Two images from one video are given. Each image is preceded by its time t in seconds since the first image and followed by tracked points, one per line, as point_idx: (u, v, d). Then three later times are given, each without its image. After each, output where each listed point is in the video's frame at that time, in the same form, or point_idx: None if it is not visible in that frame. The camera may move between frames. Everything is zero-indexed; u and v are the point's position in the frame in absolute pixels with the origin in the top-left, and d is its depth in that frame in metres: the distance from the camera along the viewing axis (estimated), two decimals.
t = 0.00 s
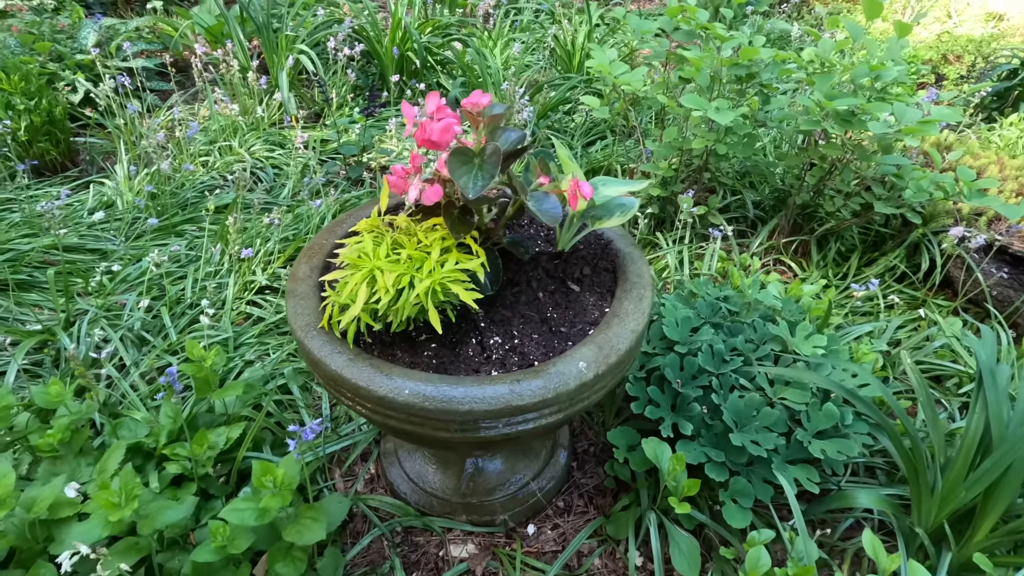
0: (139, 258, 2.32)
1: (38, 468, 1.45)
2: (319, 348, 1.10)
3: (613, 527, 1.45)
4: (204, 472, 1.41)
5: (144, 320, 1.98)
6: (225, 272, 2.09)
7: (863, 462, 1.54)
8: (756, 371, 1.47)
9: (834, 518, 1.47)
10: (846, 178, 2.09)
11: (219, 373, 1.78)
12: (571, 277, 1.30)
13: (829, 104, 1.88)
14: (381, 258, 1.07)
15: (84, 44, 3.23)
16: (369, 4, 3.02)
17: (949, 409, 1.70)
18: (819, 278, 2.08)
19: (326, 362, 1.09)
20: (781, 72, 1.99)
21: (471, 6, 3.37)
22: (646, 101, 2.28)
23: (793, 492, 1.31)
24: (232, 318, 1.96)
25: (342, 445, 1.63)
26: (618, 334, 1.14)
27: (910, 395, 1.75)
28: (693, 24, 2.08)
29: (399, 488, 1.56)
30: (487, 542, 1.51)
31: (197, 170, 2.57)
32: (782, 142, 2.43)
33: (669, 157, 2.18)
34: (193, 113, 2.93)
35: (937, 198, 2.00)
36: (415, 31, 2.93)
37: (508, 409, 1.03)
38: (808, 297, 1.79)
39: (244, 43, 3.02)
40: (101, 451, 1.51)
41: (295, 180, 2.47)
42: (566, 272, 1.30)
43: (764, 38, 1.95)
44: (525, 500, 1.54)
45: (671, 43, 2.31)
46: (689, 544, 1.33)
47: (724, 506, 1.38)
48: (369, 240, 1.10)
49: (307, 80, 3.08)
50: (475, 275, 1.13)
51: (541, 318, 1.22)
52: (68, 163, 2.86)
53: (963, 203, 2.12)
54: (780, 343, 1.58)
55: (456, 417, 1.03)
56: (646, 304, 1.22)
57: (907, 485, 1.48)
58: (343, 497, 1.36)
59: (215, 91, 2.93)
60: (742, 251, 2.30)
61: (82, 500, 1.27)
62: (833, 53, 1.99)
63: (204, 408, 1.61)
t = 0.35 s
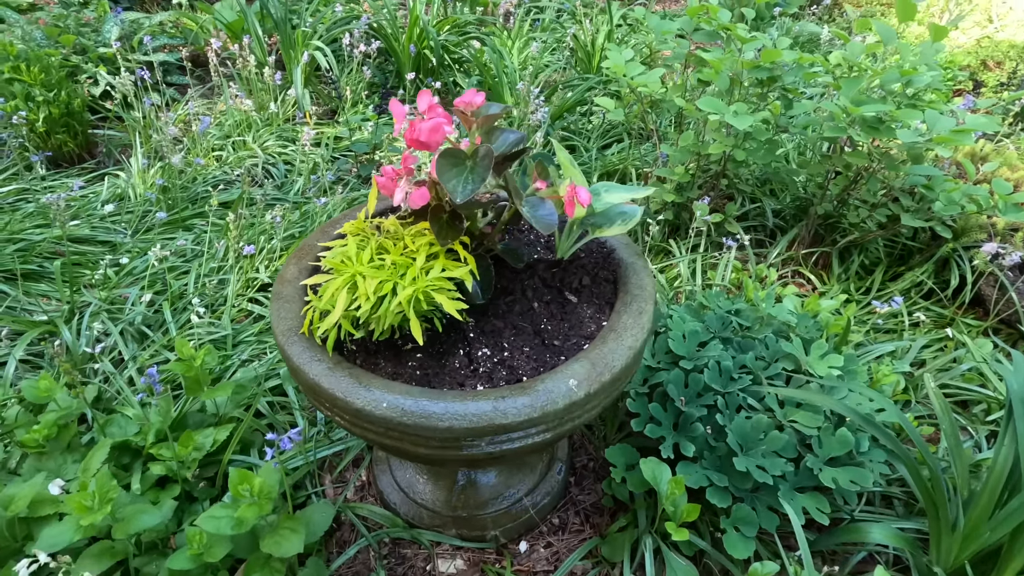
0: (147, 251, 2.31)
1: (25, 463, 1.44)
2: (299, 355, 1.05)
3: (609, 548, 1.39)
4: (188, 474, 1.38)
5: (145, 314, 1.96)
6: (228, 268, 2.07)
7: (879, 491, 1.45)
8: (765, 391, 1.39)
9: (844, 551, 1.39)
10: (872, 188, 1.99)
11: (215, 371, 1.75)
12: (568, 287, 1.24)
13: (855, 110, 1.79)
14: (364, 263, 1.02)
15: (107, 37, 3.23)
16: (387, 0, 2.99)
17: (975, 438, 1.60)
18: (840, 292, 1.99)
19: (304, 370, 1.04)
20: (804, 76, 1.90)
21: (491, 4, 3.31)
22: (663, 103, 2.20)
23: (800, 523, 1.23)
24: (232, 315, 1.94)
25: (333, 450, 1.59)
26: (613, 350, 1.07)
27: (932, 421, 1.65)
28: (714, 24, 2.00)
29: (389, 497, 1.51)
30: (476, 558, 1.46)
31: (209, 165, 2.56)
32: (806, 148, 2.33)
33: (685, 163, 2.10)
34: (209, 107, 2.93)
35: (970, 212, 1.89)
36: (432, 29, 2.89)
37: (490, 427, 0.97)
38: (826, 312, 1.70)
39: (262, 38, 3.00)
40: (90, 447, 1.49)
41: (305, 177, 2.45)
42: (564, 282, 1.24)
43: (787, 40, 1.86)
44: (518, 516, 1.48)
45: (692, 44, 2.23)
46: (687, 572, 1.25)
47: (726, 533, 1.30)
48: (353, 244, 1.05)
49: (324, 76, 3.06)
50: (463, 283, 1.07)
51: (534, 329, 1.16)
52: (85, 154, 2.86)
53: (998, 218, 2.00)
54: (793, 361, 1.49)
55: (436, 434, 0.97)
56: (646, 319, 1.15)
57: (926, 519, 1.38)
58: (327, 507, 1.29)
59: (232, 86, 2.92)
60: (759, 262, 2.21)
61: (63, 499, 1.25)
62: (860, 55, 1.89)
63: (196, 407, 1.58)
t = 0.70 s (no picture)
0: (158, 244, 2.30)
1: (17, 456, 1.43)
2: (279, 361, 1.01)
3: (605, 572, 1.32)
4: (175, 475, 1.36)
5: (150, 307, 1.95)
6: (235, 264, 2.05)
7: (899, 526, 1.36)
8: (777, 414, 1.31)
9: None
10: (903, 201, 1.89)
11: (213, 368, 1.72)
12: (568, 297, 1.17)
13: (886, 118, 1.69)
14: (347, 268, 0.97)
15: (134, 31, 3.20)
16: None
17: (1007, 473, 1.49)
18: (864, 309, 1.89)
19: (284, 377, 1.00)
20: (833, 80, 1.80)
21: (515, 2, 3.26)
22: (684, 107, 2.12)
23: (809, 560, 1.15)
24: (235, 312, 1.92)
25: (326, 455, 1.55)
26: (610, 369, 1.01)
27: (960, 452, 1.55)
28: (740, 25, 1.91)
29: (381, 507, 1.47)
30: None
31: (224, 159, 2.55)
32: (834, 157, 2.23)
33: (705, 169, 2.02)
34: (229, 101, 2.92)
35: (1009, 229, 1.77)
36: (453, 26, 2.85)
37: (472, 448, 0.91)
38: (848, 331, 1.61)
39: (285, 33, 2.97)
40: (82, 442, 1.47)
41: (318, 174, 2.42)
42: (563, 292, 1.17)
43: (817, 42, 1.77)
44: (511, 533, 1.43)
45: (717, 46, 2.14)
46: None
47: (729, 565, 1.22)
48: (339, 247, 1.00)
49: (343, 73, 3.03)
50: (452, 291, 1.02)
51: (528, 342, 1.10)
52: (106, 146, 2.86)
53: None
54: (809, 383, 1.41)
55: (415, 451, 0.92)
56: (647, 336, 1.08)
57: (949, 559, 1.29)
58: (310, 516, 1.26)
59: (252, 81, 2.91)
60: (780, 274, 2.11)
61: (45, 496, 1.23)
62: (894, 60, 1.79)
63: (190, 405, 1.56)
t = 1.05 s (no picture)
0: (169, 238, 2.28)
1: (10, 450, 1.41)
2: (261, 368, 0.97)
3: None
4: (164, 477, 1.33)
5: (155, 303, 1.93)
6: (242, 260, 2.03)
7: (918, 563, 1.27)
8: (789, 439, 1.23)
9: None
10: (933, 214, 1.79)
11: (213, 367, 1.70)
12: (568, 310, 1.11)
13: (918, 127, 1.60)
14: (331, 274, 0.93)
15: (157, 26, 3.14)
16: None
17: None
18: (889, 327, 1.79)
19: (265, 385, 0.96)
20: (861, 86, 1.72)
21: (537, 2, 3.20)
22: (704, 111, 2.05)
23: None
24: (239, 309, 1.89)
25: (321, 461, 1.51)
26: (606, 389, 0.95)
27: (986, 483, 1.45)
28: (765, 27, 1.84)
29: (373, 517, 1.43)
30: None
31: (238, 155, 2.53)
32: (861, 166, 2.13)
33: (724, 175, 1.95)
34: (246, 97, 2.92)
35: None
36: (472, 25, 2.80)
37: (455, 469, 0.86)
38: (869, 350, 1.53)
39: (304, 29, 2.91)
40: (76, 438, 1.45)
41: (330, 172, 2.40)
42: (564, 304, 1.12)
43: (845, 46, 1.68)
44: (505, 550, 1.37)
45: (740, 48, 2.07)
46: None
47: None
48: (325, 251, 0.96)
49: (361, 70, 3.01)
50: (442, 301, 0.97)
51: (523, 356, 1.05)
52: (125, 140, 2.84)
53: None
54: (825, 406, 1.33)
55: (395, 470, 0.87)
56: (649, 354, 1.01)
57: None
58: (299, 525, 1.24)
59: (269, 77, 2.89)
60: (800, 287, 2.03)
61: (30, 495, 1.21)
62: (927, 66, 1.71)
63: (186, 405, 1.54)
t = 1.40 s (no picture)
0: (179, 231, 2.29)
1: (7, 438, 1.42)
2: (242, 366, 0.96)
3: None
4: (154, 470, 1.33)
5: (161, 295, 1.94)
6: (248, 255, 2.03)
7: None
8: (789, 455, 1.19)
9: None
10: (954, 225, 1.72)
11: (212, 361, 1.70)
12: (560, 315, 1.08)
13: (939, 134, 1.54)
14: (311, 272, 0.91)
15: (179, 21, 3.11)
16: None
17: None
18: (904, 341, 1.72)
19: (244, 383, 0.94)
20: (881, 90, 1.66)
21: (556, 2, 3.17)
22: (718, 114, 2.00)
23: None
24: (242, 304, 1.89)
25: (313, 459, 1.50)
26: (591, 399, 0.91)
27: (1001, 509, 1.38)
28: (783, 29, 1.78)
29: (362, 518, 1.41)
30: None
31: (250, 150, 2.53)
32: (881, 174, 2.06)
33: (736, 180, 1.89)
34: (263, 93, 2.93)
35: None
36: (488, 24, 2.78)
37: (429, 477, 0.84)
38: (880, 365, 1.47)
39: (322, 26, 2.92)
40: (71, 428, 1.46)
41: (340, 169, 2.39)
42: (555, 309, 1.08)
43: (864, 48, 1.63)
44: (493, 558, 1.35)
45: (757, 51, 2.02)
46: None
47: None
48: (308, 249, 0.94)
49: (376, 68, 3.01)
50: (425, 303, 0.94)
51: (510, 362, 1.02)
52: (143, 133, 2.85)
53: None
54: (830, 423, 1.28)
55: (368, 476, 0.85)
56: (639, 365, 0.98)
57: None
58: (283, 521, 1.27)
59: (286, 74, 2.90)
60: (813, 297, 1.96)
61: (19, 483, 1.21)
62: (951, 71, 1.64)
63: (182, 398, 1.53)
